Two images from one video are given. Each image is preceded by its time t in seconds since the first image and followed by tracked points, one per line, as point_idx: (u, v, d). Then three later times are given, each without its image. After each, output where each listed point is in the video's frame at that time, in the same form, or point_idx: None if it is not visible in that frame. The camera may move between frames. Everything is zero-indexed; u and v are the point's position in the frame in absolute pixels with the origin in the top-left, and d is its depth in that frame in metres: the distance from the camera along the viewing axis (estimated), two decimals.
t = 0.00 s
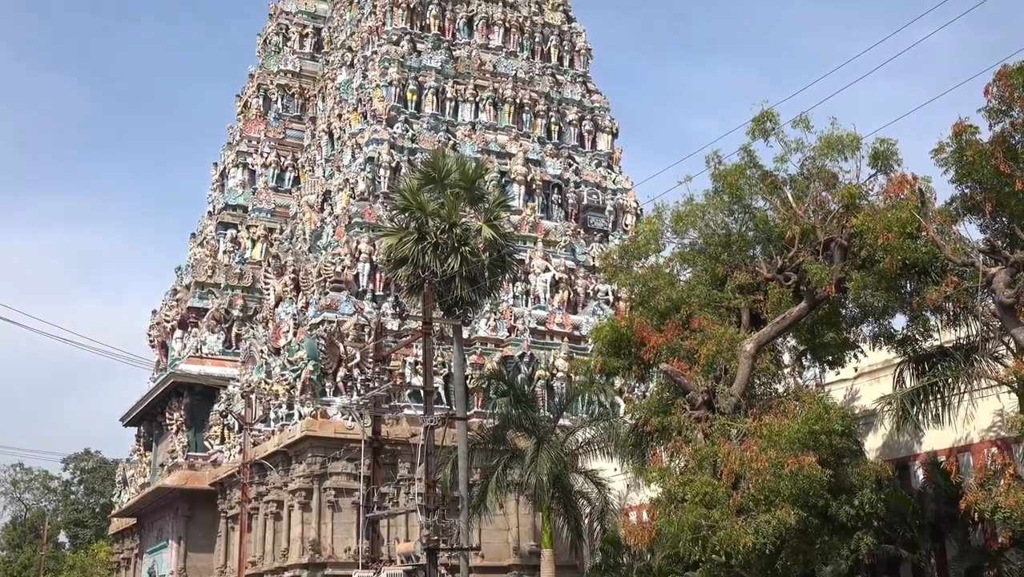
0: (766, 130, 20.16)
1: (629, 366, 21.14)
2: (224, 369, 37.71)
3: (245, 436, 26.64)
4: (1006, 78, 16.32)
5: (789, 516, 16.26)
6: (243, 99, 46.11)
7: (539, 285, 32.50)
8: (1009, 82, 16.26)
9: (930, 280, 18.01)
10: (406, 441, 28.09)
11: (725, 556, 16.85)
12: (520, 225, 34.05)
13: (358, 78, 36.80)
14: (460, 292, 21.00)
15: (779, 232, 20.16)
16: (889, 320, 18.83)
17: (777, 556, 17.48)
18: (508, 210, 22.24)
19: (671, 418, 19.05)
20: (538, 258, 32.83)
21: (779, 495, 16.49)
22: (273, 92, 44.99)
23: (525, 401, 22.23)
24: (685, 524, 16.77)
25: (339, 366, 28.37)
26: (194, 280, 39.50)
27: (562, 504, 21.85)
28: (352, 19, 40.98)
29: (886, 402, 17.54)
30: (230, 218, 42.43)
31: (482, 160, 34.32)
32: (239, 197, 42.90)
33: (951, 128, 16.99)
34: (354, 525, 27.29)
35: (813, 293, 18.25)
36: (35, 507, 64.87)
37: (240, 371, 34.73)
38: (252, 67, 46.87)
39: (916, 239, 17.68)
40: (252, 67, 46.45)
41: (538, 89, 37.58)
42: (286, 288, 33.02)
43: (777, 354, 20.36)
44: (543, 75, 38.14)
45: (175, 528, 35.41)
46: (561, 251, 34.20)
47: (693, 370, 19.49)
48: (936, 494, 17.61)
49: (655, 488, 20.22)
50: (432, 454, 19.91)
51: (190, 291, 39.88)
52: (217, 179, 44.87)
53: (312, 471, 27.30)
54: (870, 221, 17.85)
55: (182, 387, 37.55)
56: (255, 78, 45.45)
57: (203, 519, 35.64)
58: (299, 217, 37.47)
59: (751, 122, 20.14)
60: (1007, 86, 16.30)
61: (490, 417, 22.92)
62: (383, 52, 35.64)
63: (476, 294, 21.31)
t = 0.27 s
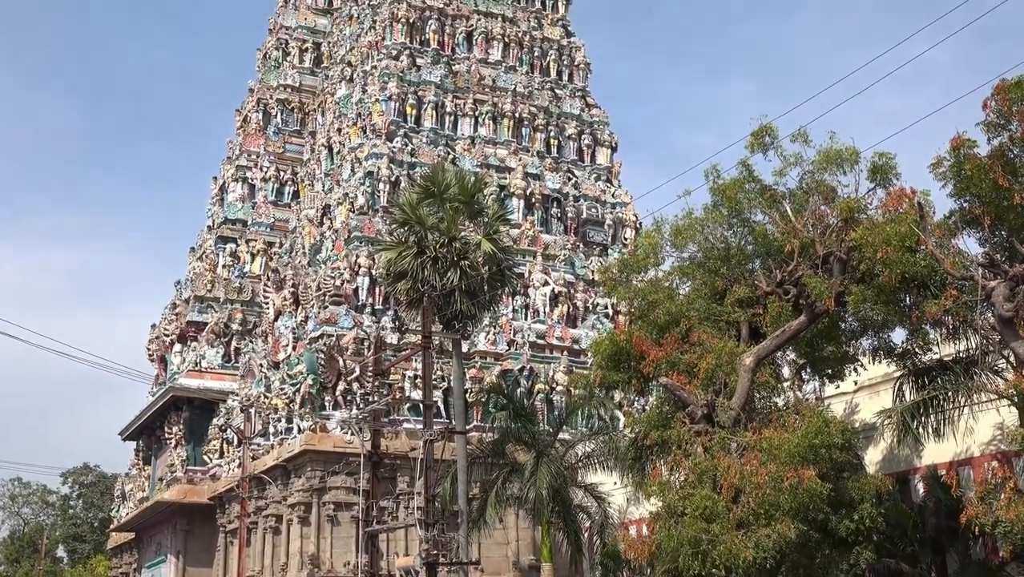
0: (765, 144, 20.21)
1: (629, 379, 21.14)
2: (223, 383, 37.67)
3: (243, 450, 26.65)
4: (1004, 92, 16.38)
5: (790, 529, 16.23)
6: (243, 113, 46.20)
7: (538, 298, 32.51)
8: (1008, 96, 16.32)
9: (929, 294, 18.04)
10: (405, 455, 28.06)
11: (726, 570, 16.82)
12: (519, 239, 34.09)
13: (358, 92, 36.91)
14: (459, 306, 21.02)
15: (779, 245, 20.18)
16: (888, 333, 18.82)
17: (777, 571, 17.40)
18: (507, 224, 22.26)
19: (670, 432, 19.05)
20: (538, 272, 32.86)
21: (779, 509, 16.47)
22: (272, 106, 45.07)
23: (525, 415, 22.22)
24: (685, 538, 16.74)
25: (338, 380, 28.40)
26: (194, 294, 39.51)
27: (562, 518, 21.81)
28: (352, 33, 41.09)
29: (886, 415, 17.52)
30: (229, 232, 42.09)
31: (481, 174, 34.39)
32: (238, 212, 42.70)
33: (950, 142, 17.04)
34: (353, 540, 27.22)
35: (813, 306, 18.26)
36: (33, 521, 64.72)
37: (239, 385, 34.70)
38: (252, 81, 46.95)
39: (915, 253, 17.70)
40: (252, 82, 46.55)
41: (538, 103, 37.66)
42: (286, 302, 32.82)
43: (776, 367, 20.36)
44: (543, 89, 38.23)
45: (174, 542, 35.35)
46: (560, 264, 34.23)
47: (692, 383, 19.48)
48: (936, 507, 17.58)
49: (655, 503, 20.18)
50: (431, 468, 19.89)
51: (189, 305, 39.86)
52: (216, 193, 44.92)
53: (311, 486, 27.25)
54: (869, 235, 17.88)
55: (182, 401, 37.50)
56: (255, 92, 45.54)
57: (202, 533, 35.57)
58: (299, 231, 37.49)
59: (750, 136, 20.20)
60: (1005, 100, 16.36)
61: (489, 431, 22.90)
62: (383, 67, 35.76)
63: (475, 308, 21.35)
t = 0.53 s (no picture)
0: (764, 158, 20.27)
1: (629, 393, 21.14)
2: (222, 397, 37.64)
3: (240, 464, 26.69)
4: (1002, 106, 16.45)
5: (790, 543, 16.22)
6: (243, 128, 46.29)
7: (538, 312, 32.52)
8: (1006, 110, 16.38)
9: (929, 307, 18.06)
10: (405, 469, 28.03)
11: None
12: (519, 252, 34.12)
13: (357, 107, 37.00)
14: (459, 320, 21.04)
15: (778, 259, 20.21)
16: (888, 346, 18.83)
17: None
18: (507, 237, 22.30)
19: (670, 446, 19.05)
20: (537, 286, 32.89)
21: (780, 523, 16.48)
22: (272, 120, 45.17)
23: (524, 429, 22.20)
24: (685, 552, 16.73)
25: (338, 395, 28.21)
26: (194, 308, 39.59)
27: (562, 532, 21.76)
28: (351, 48, 41.20)
29: (886, 429, 17.51)
30: (229, 246, 42.32)
31: (480, 188, 34.45)
32: (238, 225, 42.91)
33: (949, 156, 17.09)
34: (352, 554, 27.15)
35: (813, 319, 18.27)
36: (31, 536, 64.54)
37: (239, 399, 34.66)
38: (252, 96, 47.05)
39: (914, 267, 17.74)
40: (252, 96, 46.64)
41: (537, 117, 37.74)
42: (285, 316, 32.89)
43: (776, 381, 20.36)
44: (542, 103, 38.32)
45: (173, 557, 35.30)
46: (560, 278, 34.25)
47: (692, 397, 19.49)
48: (936, 521, 17.56)
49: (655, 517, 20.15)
50: (430, 482, 19.85)
51: (189, 319, 39.89)
52: (216, 207, 44.98)
53: (310, 500, 27.20)
54: (868, 248, 17.92)
55: (181, 415, 37.46)
56: (255, 107, 45.66)
57: (201, 548, 35.47)
58: (298, 244, 37.52)
59: (749, 150, 20.26)
60: (1003, 115, 16.43)
61: (489, 445, 22.88)
62: (382, 82, 35.89)
63: (475, 322, 21.36)
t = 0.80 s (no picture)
0: (763, 172, 20.31)
1: (629, 407, 21.11)
2: (222, 411, 37.55)
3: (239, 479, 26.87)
4: (1000, 120, 16.49)
5: (790, 557, 16.19)
6: (243, 141, 46.34)
7: (538, 325, 32.48)
8: (1004, 124, 16.42)
9: (928, 321, 18.04)
10: (404, 483, 27.96)
11: None
12: (519, 265, 34.12)
13: (357, 120, 37.07)
14: (458, 333, 21.03)
15: (777, 272, 20.20)
16: (888, 360, 18.79)
17: None
18: (506, 251, 22.30)
19: (670, 459, 19.01)
20: (537, 299, 32.89)
21: (780, 537, 16.45)
22: (272, 134, 45.24)
23: (524, 442, 22.17)
24: (685, 566, 16.72)
25: (337, 409, 28.35)
26: (193, 321, 39.67)
27: (561, 546, 21.68)
28: (351, 62, 41.28)
29: (886, 443, 17.47)
30: (228, 260, 42.35)
31: (480, 202, 34.48)
32: (237, 239, 42.94)
33: (947, 169, 17.11)
34: (351, 568, 27.07)
35: (812, 333, 18.27)
36: (29, 550, 64.34)
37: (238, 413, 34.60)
38: (252, 110, 47.12)
39: (914, 280, 17.74)
40: (252, 110, 46.72)
41: (537, 131, 37.80)
42: (285, 329, 32.92)
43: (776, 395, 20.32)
44: (541, 117, 38.38)
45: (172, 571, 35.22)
46: (559, 291, 34.25)
47: (692, 411, 19.46)
48: (937, 535, 17.51)
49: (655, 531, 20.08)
50: (430, 496, 19.84)
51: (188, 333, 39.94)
52: (215, 221, 45.01)
53: (310, 514, 27.14)
54: (868, 262, 17.92)
55: (180, 429, 37.41)
56: (255, 120, 45.74)
57: (199, 563, 35.33)
58: (298, 258, 37.52)
59: (748, 164, 20.30)
60: (1002, 128, 16.46)
61: (489, 459, 22.85)
62: (383, 96, 36.00)
63: (474, 335, 21.36)
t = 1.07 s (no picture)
0: (762, 185, 20.33)
1: (629, 420, 21.07)
2: (221, 424, 37.47)
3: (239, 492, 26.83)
4: (999, 133, 16.52)
5: (790, 571, 16.13)
6: (243, 154, 46.40)
7: (537, 338, 32.45)
8: (1003, 137, 16.44)
9: (928, 334, 18.02)
10: (404, 497, 27.88)
11: None
12: (519, 278, 34.11)
13: (357, 133, 37.13)
14: (457, 346, 21.01)
15: (777, 285, 20.21)
16: (888, 373, 18.76)
17: None
18: (506, 263, 22.31)
19: (670, 472, 18.97)
20: (536, 312, 32.88)
21: (780, 550, 16.40)
22: (272, 147, 45.30)
23: (524, 456, 22.12)
24: None
25: (337, 422, 28.28)
26: (193, 334, 39.64)
27: (561, 560, 21.60)
28: (351, 75, 41.36)
29: (886, 456, 17.42)
30: (228, 273, 42.42)
31: (480, 215, 34.51)
32: (237, 252, 42.96)
33: (946, 182, 17.12)
34: None
35: (812, 345, 18.25)
36: (28, 564, 64.15)
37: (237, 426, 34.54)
38: (252, 123, 47.18)
39: (913, 293, 17.75)
40: (252, 123, 46.79)
41: (536, 144, 37.86)
42: (285, 342, 32.92)
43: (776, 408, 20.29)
44: (541, 130, 38.43)
45: None
46: (559, 304, 34.24)
47: (692, 424, 19.43)
48: (938, 549, 17.44)
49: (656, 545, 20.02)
50: (429, 509, 19.80)
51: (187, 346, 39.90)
52: (215, 234, 45.03)
53: (309, 528, 27.06)
54: (868, 274, 17.91)
55: (179, 442, 37.33)
56: (255, 133, 45.81)
57: None
58: (298, 270, 37.52)
59: (747, 177, 20.32)
60: (1001, 141, 16.48)
61: (488, 472, 22.81)
62: (383, 109, 36.07)
63: (474, 348, 21.38)
